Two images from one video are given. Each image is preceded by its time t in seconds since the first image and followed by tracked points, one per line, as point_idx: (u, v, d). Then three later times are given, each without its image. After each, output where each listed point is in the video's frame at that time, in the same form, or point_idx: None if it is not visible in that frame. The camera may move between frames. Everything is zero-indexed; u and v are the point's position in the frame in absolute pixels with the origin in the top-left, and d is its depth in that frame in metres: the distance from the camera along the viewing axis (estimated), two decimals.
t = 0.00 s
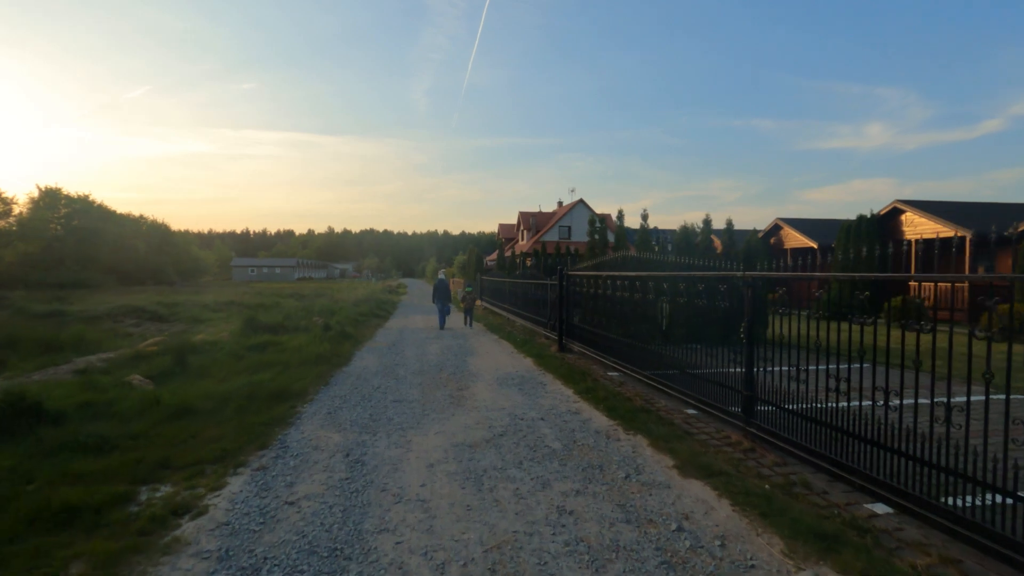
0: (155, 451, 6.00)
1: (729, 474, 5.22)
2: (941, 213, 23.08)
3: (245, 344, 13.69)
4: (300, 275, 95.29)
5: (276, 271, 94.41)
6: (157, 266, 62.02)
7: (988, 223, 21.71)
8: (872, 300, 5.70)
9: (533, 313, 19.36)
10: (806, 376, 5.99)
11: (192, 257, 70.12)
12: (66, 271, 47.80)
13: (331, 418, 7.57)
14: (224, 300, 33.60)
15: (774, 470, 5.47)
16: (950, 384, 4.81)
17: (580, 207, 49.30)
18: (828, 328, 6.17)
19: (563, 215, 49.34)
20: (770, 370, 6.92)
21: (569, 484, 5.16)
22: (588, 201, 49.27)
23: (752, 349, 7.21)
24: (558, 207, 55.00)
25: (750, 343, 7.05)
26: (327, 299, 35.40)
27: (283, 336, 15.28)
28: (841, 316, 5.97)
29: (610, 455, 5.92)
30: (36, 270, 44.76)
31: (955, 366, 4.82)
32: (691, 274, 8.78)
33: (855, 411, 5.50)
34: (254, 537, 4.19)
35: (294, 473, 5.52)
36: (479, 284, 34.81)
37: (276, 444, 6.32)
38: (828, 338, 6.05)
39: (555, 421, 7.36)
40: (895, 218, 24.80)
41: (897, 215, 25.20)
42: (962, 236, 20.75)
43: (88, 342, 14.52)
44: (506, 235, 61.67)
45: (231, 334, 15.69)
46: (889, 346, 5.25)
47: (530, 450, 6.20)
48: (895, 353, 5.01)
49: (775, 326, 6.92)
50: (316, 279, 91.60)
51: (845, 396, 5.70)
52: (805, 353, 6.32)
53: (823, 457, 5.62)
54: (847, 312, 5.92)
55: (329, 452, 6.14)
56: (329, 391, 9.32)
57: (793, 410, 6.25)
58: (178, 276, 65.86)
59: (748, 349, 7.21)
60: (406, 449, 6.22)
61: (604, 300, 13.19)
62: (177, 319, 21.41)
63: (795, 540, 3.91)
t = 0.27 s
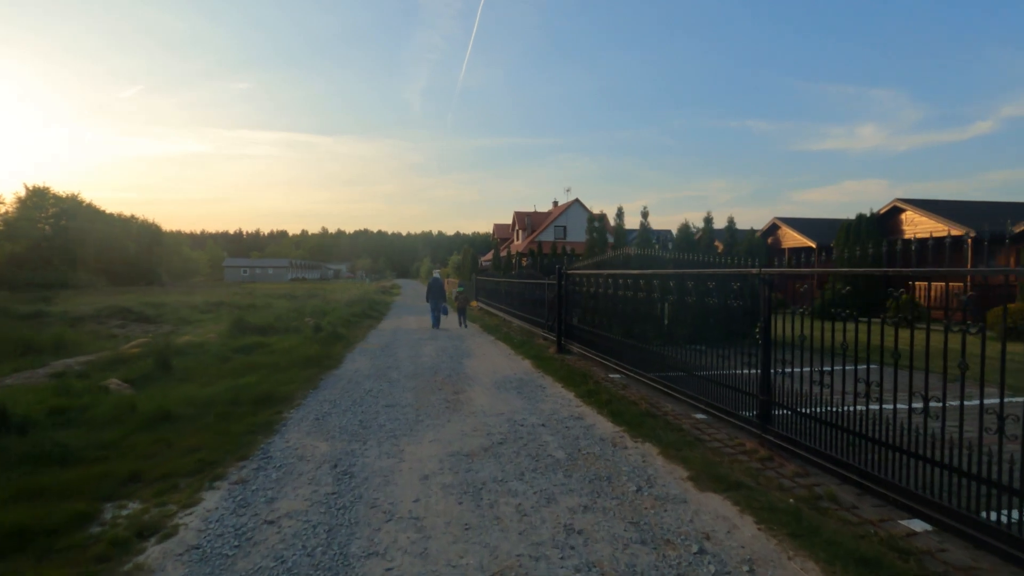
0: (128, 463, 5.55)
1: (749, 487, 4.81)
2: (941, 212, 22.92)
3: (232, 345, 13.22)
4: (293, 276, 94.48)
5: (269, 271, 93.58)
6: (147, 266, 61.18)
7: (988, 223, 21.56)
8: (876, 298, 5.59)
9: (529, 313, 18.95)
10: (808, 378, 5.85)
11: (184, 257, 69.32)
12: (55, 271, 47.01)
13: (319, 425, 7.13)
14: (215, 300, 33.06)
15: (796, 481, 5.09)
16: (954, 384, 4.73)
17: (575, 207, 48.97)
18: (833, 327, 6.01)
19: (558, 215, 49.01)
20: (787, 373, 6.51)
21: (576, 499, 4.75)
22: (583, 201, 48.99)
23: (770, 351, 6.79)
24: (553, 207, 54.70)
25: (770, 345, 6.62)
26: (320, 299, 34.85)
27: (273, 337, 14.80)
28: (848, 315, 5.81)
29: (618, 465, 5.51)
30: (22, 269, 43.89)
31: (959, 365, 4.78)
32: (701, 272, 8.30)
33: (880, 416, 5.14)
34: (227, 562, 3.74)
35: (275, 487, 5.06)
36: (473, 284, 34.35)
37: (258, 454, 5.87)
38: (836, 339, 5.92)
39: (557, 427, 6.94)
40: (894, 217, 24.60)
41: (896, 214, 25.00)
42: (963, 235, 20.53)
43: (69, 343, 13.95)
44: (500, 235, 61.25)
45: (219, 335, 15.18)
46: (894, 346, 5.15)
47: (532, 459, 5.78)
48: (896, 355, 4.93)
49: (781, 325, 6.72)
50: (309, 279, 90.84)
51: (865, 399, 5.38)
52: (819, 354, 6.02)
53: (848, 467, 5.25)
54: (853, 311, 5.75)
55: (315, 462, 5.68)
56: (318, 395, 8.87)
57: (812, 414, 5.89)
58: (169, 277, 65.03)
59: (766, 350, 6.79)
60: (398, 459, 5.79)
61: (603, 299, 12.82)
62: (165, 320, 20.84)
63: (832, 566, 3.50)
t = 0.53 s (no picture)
0: (95, 482, 5.08)
1: (776, 511, 4.38)
2: (941, 212, 22.71)
3: (219, 350, 12.72)
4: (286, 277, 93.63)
5: (261, 272, 92.67)
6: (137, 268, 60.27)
7: (989, 223, 21.35)
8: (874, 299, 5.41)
9: (526, 316, 18.48)
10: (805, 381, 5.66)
11: (175, 258, 68.41)
12: (42, 272, 46.06)
13: (306, 438, 6.67)
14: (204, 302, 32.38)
15: (822, 503, 4.68)
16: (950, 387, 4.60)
17: (571, 207, 48.63)
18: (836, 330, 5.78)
19: (554, 215, 48.63)
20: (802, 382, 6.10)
21: (586, 525, 4.32)
22: (579, 202, 48.66)
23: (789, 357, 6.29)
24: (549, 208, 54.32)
25: (789, 350, 6.12)
26: (313, 301, 34.25)
27: (262, 341, 14.29)
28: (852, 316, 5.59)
29: (628, 485, 5.09)
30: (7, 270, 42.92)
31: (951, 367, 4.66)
32: (716, 273, 7.79)
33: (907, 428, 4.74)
34: None
35: (255, 513, 4.60)
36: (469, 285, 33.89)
37: (238, 473, 5.41)
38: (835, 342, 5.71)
39: (560, 439, 6.51)
40: (894, 217, 24.38)
41: (896, 215, 24.73)
42: (966, 236, 20.26)
43: (47, 348, 13.37)
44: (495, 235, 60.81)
45: (205, 339, 14.62)
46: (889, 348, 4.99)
47: (535, 477, 5.34)
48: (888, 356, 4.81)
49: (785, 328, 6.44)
50: (302, 280, 90.04)
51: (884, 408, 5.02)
52: (831, 360, 5.67)
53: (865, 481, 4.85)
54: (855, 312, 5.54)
55: (301, 483, 5.22)
56: (305, 404, 8.39)
57: (826, 424, 5.47)
58: (159, 278, 64.09)
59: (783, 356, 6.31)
60: (389, 478, 5.35)
61: (603, 302, 12.38)
62: (151, 323, 20.22)
63: None
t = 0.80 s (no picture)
0: (61, 501, 4.64)
1: (810, 532, 3.98)
2: (941, 211, 22.50)
3: (206, 353, 12.24)
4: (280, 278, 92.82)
5: (255, 274, 91.82)
6: (128, 269, 59.36)
7: (990, 222, 21.17)
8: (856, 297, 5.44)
9: (524, 317, 18.07)
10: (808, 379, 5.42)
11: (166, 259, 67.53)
12: (29, 273, 45.14)
13: (294, 449, 6.24)
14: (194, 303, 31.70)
15: (855, 521, 4.30)
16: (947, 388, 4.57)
17: (567, 207, 48.30)
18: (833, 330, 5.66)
19: (550, 215, 48.26)
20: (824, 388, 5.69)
21: (600, 548, 3.91)
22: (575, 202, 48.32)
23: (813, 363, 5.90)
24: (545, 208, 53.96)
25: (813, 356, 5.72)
26: (305, 302, 33.66)
27: (251, 344, 13.81)
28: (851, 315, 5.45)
29: (642, 500, 4.70)
30: None
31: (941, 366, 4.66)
32: (729, 273, 7.31)
33: (939, 435, 4.39)
34: None
35: (233, 535, 4.17)
36: (464, 286, 33.45)
37: (219, 489, 4.98)
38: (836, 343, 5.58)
39: (564, 449, 6.12)
40: (894, 217, 24.17)
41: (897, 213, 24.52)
42: (970, 234, 20.02)
43: (25, 352, 12.80)
44: (491, 236, 60.36)
45: (192, 342, 14.10)
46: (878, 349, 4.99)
47: (540, 492, 4.94)
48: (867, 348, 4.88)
49: (785, 329, 6.26)
50: (296, 281, 89.27)
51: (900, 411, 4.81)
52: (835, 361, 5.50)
53: (893, 494, 4.49)
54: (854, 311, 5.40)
55: (285, 500, 4.78)
56: (293, 412, 7.95)
57: (848, 432, 5.10)
58: (150, 279, 63.20)
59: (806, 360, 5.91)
60: (382, 494, 4.92)
61: (604, 302, 12.00)
62: (137, 325, 19.62)
63: None
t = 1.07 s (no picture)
0: (21, 523, 4.24)
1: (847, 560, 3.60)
2: (943, 209, 22.23)
3: (194, 355, 11.82)
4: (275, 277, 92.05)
5: (249, 272, 91.05)
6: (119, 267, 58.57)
7: (993, 220, 20.90)
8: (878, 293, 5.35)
9: (522, 316, 17.67)
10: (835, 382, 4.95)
11: (159, 257, 66.75)
12: (17, 272, 44.39)
13: (282, 460, 5.83)
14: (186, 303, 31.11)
15: (891, 543, 3.94)
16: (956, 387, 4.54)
17: (564, 205, 47.91)
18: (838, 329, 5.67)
19: (547, 214, 47.85)
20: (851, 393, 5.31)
21: None
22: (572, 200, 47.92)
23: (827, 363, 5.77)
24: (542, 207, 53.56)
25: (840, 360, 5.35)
26: (299, 301, 33.14)
27: (241, 346, 13.38)
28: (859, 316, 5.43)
29: (657, 519, 4.32)
30: None
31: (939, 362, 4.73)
32: (745, 272, 6.82)
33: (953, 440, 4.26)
34: None
35: (209, 562, 3.77)
36: (461, 284, 33.01)
37: (196, 508, 4.57)
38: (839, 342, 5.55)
39: (570, 459, 5.74)
40: (895, 215, 23.91)
41: (900, 211, 24.20)
42: (974, 232, 19.71)
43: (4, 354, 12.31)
44: (487, 234, 59.91)
45: (179, 344, 13.62)
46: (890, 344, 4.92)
47: (546, 510, 4.55)
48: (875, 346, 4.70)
49: (794, 328, 6.18)
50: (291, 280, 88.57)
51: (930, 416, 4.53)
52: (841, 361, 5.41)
53: (929, 511, 4.13)
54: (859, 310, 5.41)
55: (268, 520, 4.38)
56: (282, 419, 7.54)
57: (875, 441, 4.75)
58: (142, 278, 62.41)
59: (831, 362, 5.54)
60: (375, 511, 4.53)
61: (605, 301, 11.63)
62: (125, 325, 19.10)
63: None
